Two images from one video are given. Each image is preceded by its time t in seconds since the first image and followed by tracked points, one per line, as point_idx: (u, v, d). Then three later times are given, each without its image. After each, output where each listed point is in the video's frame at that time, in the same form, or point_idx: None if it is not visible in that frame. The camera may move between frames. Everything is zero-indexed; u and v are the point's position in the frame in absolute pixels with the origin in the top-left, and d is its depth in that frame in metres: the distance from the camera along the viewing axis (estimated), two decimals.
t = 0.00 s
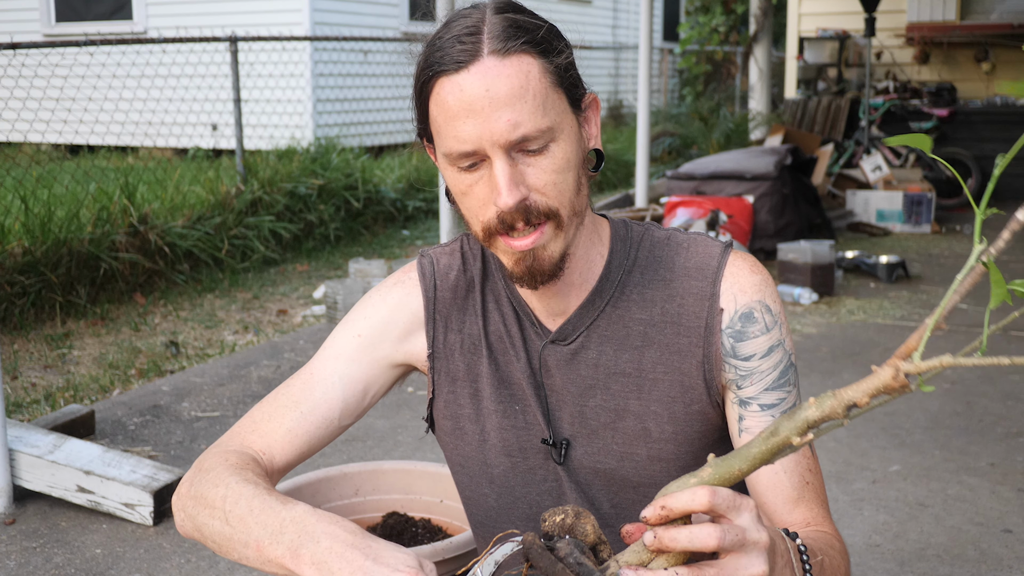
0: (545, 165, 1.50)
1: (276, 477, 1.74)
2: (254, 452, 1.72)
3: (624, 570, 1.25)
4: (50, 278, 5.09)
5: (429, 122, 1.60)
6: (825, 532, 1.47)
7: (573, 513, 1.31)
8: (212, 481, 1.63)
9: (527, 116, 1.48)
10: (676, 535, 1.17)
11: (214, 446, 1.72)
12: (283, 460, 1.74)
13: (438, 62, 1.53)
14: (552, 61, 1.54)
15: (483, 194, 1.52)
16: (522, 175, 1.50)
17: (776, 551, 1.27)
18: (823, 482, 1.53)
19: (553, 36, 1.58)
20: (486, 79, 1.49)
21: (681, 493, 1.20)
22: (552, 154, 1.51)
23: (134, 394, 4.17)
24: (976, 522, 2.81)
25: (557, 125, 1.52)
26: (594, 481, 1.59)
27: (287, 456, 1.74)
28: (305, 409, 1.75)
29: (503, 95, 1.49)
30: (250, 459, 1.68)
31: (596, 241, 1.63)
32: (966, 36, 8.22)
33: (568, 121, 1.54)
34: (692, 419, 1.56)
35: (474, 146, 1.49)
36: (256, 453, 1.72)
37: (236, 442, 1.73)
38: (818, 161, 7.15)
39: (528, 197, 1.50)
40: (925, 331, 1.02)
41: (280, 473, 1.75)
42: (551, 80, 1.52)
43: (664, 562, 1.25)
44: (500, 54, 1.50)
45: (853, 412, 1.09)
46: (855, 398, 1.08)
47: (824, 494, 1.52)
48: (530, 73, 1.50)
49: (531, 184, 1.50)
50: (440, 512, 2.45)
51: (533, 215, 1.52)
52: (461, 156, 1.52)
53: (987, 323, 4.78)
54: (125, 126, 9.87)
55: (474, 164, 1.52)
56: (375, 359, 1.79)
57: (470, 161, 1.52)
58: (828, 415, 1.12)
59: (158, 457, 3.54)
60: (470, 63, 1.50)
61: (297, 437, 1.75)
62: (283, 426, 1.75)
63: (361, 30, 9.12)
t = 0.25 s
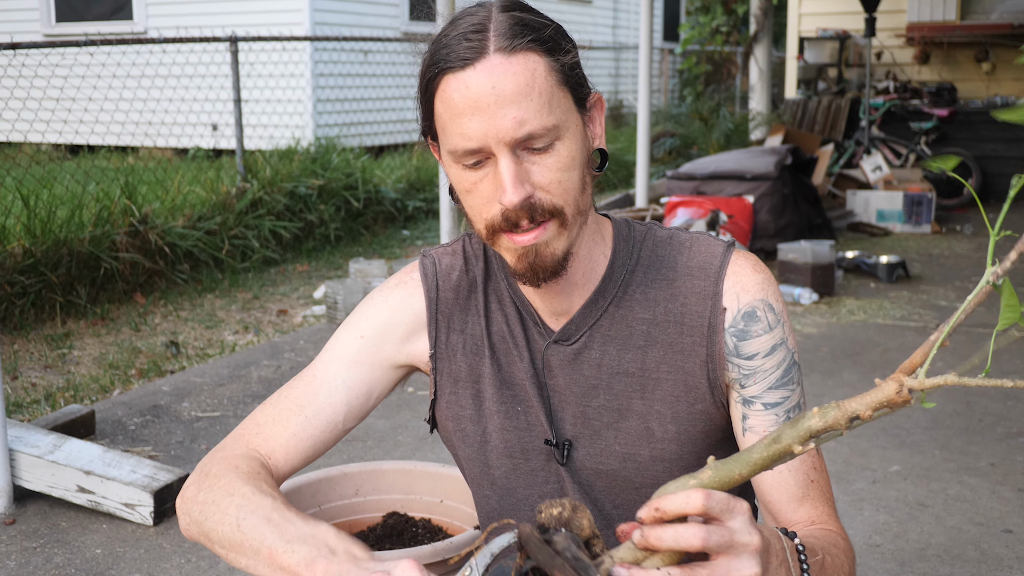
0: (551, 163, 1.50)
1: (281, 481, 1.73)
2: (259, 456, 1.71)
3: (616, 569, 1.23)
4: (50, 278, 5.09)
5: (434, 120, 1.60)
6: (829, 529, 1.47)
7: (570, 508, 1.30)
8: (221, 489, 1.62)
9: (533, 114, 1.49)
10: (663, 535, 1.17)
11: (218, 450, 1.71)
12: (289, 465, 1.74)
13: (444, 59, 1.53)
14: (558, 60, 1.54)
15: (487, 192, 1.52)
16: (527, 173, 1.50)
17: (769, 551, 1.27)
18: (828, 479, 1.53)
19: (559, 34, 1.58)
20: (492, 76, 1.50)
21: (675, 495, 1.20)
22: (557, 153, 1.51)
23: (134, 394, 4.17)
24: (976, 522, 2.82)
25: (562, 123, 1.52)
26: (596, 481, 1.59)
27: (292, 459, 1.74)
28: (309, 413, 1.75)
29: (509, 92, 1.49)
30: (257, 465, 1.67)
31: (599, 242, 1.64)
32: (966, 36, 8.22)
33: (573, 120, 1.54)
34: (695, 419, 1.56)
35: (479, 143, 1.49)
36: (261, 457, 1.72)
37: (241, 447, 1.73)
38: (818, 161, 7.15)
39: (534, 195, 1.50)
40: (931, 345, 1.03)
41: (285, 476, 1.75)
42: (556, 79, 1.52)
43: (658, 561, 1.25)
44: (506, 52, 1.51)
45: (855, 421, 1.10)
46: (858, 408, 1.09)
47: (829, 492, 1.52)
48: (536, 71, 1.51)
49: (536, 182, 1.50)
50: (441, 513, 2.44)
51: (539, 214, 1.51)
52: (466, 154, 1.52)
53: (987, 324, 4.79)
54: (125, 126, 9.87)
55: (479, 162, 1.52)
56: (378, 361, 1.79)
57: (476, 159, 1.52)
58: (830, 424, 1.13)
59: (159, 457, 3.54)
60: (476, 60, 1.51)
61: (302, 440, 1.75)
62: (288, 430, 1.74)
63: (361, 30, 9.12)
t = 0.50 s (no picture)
0: (551, 164, 1.50)
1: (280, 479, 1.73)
2: (258, 456, 1.70)
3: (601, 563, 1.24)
4: (50, 278, 5.09)
5: (435, 120, 1.60)
6: (829, 531, 1.47)
7: (556, 501, 1.34)
8: (221, 489, 1.60)
9: (534, 115, 1.49)
10: (645, 525, 1.17)
11: (217, 448, 1.70)
12: (288, 465, 1.74)
13: (447, 59, 1.53)
14: (561, 61, 1.54)
15: (488, 193, 1.52)
16: (528, 174, 1.50)
17: (753, 547, 1.27)
18: (830, 483, 1.53)
19: (562, 35, 1.59)
20: (494, 77, 1.50)
21: (659, 488, 1.20)
22: (558, 154, 1.51)
23: (134, 394, 4.17)
24: (976, 522, 2.82)
25: (563, 125, 1.52)
26: (596, 482, 1.59)
27: (292, 458, 1.74)
28: (310, 412, 1.75)
29: (511, 93, 1.49)
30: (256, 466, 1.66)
31: (600, 243, 1.64)
32: (965, 36, 8.22)
33: (575, 121, 1.54)
34: (694, 421, 1.56)
35: (480, 144, 1.49)
36: (261, 457, 1.71)
37: (241, 444, 1.72)
38: (818, 161, 7.15)
39: (534, 196, 1.50)
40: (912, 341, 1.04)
41: (285, 475, 1.74)
42: (559, 80, 1.52)
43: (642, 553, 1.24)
44: (508, 53, 1.51)
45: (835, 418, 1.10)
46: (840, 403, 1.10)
47: (830, 495, 1.52)
48: (538, 72, 1.51)
49: (536, 184, 1.50)
50: (441, 512, 2.44)
51: (539, 215, 1.51)
52: (467, 154, 1.52)
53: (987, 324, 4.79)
54: (125, 126, 9.87)
55: (480, 163, 1.52)
56: (377, 360, 1.79)
57: (476, 159, 1.52)
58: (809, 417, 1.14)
59: (159, 457, 3.54)
60: (478, 60, 1.51)
61: (302, 441, 1.75)
62: (288, 429, 1.74)
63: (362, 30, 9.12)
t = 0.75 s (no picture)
0: (547, 163, 1.50)
1: (301, 494, 1.73)
2: (275, 476, 1.70)
3: None
4: (50, 278, 5.09)
5: (434, 117, 1.60)
6: (830, 537, 1.46)
7: (557, 534, 1.27)
8: (238, 519, 1.59)
9: (530, 114, 1.49)
10: (645, 562, 1.13)
11: (235, 469, 1.69)
12: (306, 478, 1.73)
13: (444, 56, 1.53)
14: (559, 60, 1.54)
15: (484, 191, 1.52)
16: (523, 173, 1.50)
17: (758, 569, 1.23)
18: (830, 487, 1.53)
19: (561, 33, 1.58)
20: (490, 75, 1.50)
21: (662, 523, 1.15)
22: (554, 153, 1.51)
23: (134, 394, 4.17)
24: (976, 523, 2.82)
25: (560, 124, 1.51)
26: (593, 480, 1.59)
27: (311, 473, 1.73)
28: (325, 423, 1.74)
29: (507, 91, 1.49)
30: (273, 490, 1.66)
31: (599, 242, 1.64)
32: (965, 36, 8.22)
33: (573, 120, 1.54)
34: (691, 421, 1.56)
35: (476, 141, 1.50)
36: (280, 475, 1.71)
37: (259, 466, 1.71)
38: (818, 161, 7.15)
39: (529, 195, 1.50)
40: (924, 375, 1.01)
41: (305, 488, 1.74)
42: (556, 78, 1.52)
43: None
44: (505, 51, 1.51)
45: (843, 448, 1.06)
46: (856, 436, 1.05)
47: (830, 502, 1.52)
48: (535, 70, 1.51)
49: (532, 182, 1.50)
50: (441, 512, 2.44)
51: (534, 213, 1.51)
52: (463, 151, 1.52)
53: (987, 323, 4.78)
54: (125, 126, 9.87)
55: (476, 160, 1.52)
56: (385, 363, 1.78)
57: (472, 156, 1.52)
58: (815, 454, 1.07)
59: (159, 457, 3.54)
60: (475, 58, 1.51)
61: (318, 454, 1.74)
62: (301, 445, 1.73)
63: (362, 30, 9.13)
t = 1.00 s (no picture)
0: (549, 161, 1.50)
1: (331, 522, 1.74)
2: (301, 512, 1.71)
3: None
4: (50, 278, 5.09)
5: (434, 117, 1.60)
6: (843, 533, 1.46)
7: None
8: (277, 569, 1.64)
9: (531, 112, 1.49)
10: None
11: (266, 512, 1.72)
12: (332, 506, 1.74)
13: (444, 55, 1.53)
14: (559, 57, 1.54)
15: (485, 189, 1.52)
16: (524, 171, 1.51)
17: None
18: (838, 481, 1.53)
19: (560, 30, 1.58)
20: (490, 74, 1.50)
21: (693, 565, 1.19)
22: (555, 151, 1.51)
23: (134, 394, 4.17)
24: (976, 523, 2.81)
25: (560, 122, 1.51)
26: (596, 481, 1.59)
27: (335, 500, 1.74)
28: (341, 451, 1.74)
29: (507, 90, 1.49)
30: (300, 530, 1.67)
31: (600, 240, 1.64)
32: (965, 36, 8.21)
33: (573, 118, 1.54)
34: (695, 419, 1.55)
35: (477, 140, 1.50)
36: (307, 510, 1.72)
37: (287, 503, 1.73)
38: (818, 161, 7.15)
39: (531, 193, 1.50)
40: (934, 373, 1.02)
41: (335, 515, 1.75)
42: (556, 76, 1.52)
43: None
44: (505, 49, 1.51)
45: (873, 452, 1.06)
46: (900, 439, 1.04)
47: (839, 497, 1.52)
48: (535, 68, 1.51)
49: (533, 181, 1.50)
50: (441, 512, 2.44)
51: (536, 212, 1.51)
52: (465, 151, 1.52)
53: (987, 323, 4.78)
54: (125, 126, 9.87)
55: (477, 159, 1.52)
56: (391, 380, 1.77)
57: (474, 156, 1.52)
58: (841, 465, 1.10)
59: (158, 457, 3.54)
60: (475, 56, 1.51)
61: (340, 481, 1.74)
62: (322, 476, 1.73)
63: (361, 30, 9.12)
